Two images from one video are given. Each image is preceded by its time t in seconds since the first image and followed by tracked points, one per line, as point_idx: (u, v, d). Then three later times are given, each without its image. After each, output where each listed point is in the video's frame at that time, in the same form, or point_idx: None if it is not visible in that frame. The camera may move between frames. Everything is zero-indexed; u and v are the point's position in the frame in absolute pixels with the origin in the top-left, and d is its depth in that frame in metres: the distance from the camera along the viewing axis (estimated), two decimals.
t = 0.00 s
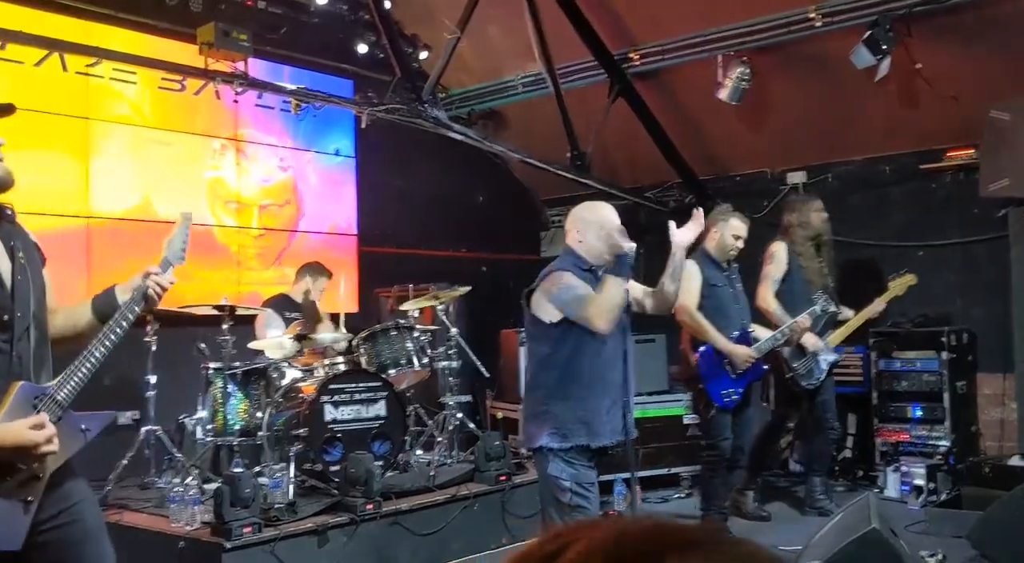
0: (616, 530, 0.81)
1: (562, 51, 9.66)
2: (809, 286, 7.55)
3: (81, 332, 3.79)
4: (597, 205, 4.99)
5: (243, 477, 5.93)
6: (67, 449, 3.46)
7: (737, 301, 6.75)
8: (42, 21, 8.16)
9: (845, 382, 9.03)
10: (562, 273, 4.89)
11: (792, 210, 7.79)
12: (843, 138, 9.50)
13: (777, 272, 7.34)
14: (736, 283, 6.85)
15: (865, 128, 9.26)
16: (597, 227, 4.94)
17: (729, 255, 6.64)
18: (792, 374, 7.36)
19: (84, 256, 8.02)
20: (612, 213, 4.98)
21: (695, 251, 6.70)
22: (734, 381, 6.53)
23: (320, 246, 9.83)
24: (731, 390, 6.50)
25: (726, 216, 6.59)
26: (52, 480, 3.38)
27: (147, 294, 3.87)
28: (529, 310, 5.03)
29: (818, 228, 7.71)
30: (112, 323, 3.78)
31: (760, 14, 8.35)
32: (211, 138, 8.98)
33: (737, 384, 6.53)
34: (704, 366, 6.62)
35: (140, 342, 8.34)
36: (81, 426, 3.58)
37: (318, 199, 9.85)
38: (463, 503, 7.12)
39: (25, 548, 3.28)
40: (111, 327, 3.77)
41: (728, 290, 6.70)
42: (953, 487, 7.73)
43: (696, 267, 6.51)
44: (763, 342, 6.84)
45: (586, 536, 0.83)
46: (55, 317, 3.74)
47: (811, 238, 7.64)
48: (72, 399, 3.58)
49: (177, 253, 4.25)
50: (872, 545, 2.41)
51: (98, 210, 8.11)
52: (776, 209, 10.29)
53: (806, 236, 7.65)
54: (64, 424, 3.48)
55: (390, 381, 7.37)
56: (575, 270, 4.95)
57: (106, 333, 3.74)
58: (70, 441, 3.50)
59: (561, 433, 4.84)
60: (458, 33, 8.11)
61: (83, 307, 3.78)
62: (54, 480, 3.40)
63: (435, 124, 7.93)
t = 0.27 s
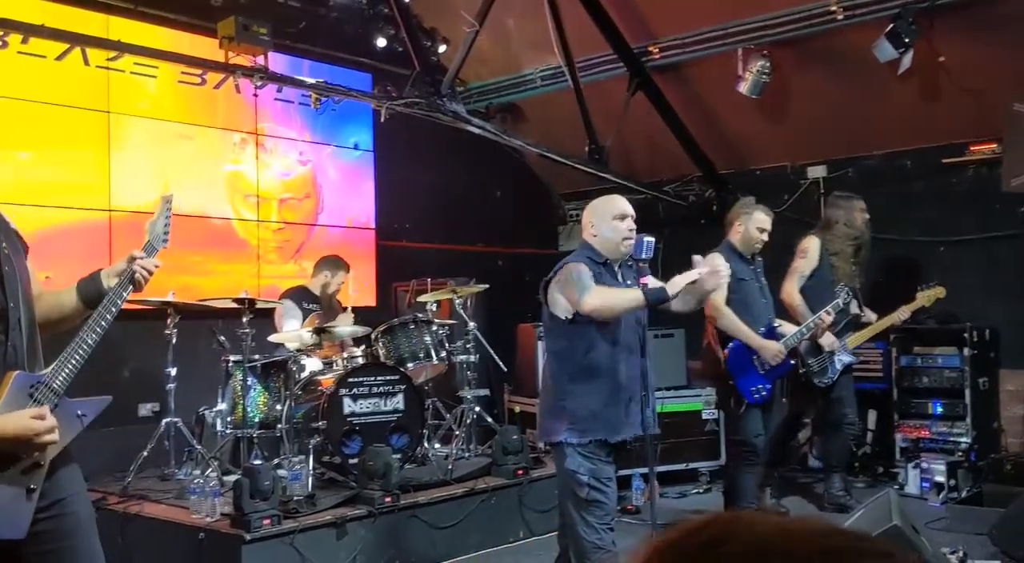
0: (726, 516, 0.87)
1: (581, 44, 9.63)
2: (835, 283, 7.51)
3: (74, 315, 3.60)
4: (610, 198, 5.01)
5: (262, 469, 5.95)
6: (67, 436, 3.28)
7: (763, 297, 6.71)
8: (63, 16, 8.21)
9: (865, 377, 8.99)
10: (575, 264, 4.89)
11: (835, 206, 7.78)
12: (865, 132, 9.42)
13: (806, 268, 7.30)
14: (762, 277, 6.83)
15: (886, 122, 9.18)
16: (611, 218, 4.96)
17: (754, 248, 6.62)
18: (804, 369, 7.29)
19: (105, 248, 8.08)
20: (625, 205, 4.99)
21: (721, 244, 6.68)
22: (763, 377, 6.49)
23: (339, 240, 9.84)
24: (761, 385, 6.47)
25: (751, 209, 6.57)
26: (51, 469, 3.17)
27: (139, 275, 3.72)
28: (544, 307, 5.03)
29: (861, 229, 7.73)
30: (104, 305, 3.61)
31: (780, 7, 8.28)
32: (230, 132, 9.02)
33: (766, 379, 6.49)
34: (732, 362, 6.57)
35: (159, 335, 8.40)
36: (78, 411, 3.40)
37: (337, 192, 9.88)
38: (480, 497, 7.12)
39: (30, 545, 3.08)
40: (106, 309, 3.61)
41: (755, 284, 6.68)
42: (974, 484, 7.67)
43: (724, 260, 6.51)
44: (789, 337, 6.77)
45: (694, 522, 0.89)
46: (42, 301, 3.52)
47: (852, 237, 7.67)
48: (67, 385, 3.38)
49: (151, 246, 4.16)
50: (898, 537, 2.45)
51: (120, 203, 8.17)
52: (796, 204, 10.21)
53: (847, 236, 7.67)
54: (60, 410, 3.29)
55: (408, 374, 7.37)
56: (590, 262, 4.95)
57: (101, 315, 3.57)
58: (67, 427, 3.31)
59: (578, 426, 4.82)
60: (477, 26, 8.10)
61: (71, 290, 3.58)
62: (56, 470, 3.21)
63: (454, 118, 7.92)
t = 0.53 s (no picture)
0: (742, 525, 0.87)
1: (587, 42, 9.62)
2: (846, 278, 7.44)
3: (67, 316, 3.62)
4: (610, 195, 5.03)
5: (268, 466, 5.94)
6: (62, 437, 3.28)
7: (774, 294, 6.75)
8: (70, 13, 8.22)
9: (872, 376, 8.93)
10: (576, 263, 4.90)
11: (837, 203, 7.72)
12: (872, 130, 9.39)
13: (815, 264, 7.30)
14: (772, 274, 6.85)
15: (894, 120, 9.15)
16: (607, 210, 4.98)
17: (766, 244, 6.63)
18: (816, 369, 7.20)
19: (111, 245, 8.10)
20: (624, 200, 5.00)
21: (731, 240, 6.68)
22: (781, 379, 6.52)
23: (345, 237, 9.84)
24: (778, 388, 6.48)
25: (765, 205, 6.59)
26: (46, 468, 3.18)
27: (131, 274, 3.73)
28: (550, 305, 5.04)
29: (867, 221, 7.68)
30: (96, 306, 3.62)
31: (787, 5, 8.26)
32: (237, 129, 9.02)
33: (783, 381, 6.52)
34: (752, 364, 6.58)
35: (166, 333, 8.41)
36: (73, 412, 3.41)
37: (343, 190, 9.87)
38: (487, 494, 7.14)
39: (27, 543, 3.10)
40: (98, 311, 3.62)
41: (768, 282, 6.70)
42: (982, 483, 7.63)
43: (741, 259, 6.46)
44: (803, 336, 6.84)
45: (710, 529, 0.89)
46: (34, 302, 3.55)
47: (860, 228, 7.58)
48: (59, 386, 3.40)
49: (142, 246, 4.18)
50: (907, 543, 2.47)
51: (125, 201, 8.18)
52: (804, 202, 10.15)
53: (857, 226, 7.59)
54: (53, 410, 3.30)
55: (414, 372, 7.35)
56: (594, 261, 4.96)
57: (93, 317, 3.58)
58: (61, 428, 3.32)
59: (584, 423, 4.84)
60: (483, 24, 8.08)
61: (64, 292, 3.60)
62: (52, 469, 3.22)
63: (460, 116, 7.91)
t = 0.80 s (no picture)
0: (713, 491, 0.74)
1: (592, 40, 9.61)
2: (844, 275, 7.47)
3: (68, 314, 3.63)
4: (622, 196, 5.04)
5: (273, 464, 5.95)
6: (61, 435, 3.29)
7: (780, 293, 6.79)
8: (75, 11, 8.22)
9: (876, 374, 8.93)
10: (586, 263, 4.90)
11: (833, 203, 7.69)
12: (877, 128, 9.37)
13: (811, 262, 7.34)
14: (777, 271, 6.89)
15: (899, 118, 9.14)
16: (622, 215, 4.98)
17: (773, 241, 6.67)
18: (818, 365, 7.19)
19: (115, 242, 8.11)
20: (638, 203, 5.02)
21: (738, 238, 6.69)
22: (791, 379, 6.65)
23: (348, 236, 9.84)
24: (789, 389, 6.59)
25: (772, 202, 6.58)
26: (46, 466, 3.19)
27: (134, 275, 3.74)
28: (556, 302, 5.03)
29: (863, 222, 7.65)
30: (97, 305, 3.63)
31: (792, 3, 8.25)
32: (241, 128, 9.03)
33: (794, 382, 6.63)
34: (765, 365, 6.65)
35: (170, 331, 8.43)
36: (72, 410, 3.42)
37: (348, 189, 9.88)
38: (491, 492, 7.14)
39: (25, 541, 3.10)
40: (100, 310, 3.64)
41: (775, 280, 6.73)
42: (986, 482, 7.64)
43: (748, 259, 6.47)
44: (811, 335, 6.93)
45: (678, 499, 0.76)
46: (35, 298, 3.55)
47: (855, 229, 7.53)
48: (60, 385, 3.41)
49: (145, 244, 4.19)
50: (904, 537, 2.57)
51: (130, 199, 8.19)
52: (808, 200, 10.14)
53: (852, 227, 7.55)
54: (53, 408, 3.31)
55: (418, 370, 7.35)
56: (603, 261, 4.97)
57: (93, 316, 3.59)
58: (60, 425, 3.33)
59: (589, 421, 4.82)
60: (487, 22, 8.08)
61: (65, 289, 3.61)
62: (52, 467, 3.23)
63: (464, 114, 7.92)
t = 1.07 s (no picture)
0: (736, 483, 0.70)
1: (610, 32, 9.57)
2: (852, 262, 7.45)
3: (84, 303, 3.66)
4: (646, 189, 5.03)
5: (291, 454, 5.98)
6: (76, 423, 3.31)
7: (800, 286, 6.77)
8: (95, 4, 8.28)
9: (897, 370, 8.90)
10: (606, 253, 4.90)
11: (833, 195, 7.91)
12: (898, 119, 9.28)
13: (814, 257, 7.24)
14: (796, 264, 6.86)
15: (921, 109, 9.03)
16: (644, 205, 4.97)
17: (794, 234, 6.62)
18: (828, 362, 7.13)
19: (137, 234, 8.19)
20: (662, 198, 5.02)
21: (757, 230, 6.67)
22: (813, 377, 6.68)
23: (366, 228, 9.85)
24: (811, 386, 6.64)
25: (794, 195, 6.53)
26: (61, 455, 3.22)
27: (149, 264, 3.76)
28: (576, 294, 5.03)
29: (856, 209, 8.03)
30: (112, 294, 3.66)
31: None
32: (259, 120, 9.07)
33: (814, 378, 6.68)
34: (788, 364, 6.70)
35: (190, 322, 8.48)
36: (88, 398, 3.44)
37: (366, 181, 9.89)
38: (507, 485, 7.14)
39: (42, 530, 3.14)
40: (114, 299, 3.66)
41: (795, 274, 6.71)
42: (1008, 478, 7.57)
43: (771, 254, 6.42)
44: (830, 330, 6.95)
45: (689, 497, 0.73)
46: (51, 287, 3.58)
47: (853, 218, 7.89)
48: (76, 374, 3.44)
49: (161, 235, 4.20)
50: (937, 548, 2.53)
51: (150, 191, 8.25)
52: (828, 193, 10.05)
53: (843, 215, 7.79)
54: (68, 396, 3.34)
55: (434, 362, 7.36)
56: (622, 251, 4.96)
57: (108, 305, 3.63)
58: (76, 414, 3.35)
59: (607, 415, 4.82)
60: (504, 13, 8.05)
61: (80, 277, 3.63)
62: (68, 455, 3.26)
63: (481, 105, 7.89)
